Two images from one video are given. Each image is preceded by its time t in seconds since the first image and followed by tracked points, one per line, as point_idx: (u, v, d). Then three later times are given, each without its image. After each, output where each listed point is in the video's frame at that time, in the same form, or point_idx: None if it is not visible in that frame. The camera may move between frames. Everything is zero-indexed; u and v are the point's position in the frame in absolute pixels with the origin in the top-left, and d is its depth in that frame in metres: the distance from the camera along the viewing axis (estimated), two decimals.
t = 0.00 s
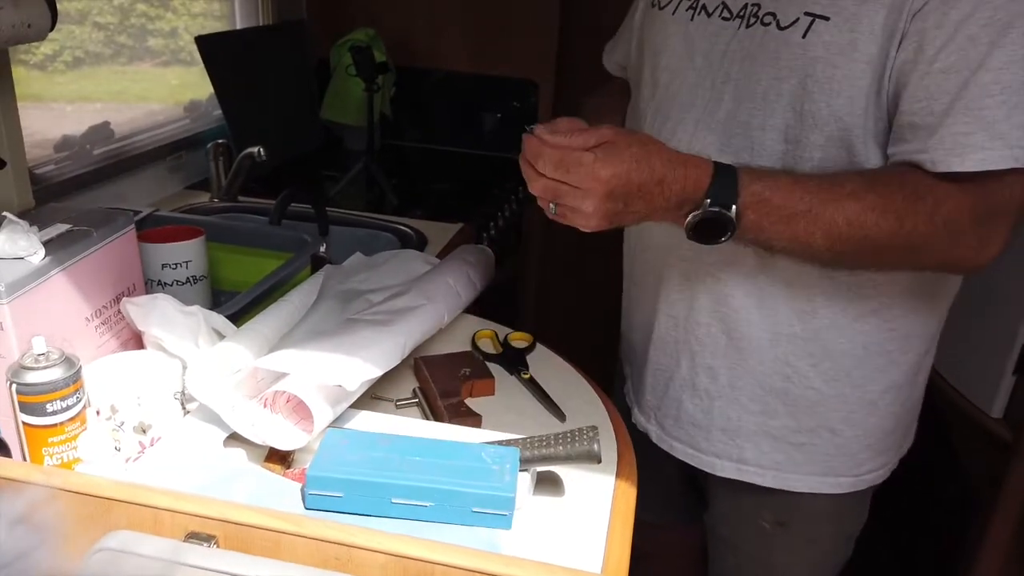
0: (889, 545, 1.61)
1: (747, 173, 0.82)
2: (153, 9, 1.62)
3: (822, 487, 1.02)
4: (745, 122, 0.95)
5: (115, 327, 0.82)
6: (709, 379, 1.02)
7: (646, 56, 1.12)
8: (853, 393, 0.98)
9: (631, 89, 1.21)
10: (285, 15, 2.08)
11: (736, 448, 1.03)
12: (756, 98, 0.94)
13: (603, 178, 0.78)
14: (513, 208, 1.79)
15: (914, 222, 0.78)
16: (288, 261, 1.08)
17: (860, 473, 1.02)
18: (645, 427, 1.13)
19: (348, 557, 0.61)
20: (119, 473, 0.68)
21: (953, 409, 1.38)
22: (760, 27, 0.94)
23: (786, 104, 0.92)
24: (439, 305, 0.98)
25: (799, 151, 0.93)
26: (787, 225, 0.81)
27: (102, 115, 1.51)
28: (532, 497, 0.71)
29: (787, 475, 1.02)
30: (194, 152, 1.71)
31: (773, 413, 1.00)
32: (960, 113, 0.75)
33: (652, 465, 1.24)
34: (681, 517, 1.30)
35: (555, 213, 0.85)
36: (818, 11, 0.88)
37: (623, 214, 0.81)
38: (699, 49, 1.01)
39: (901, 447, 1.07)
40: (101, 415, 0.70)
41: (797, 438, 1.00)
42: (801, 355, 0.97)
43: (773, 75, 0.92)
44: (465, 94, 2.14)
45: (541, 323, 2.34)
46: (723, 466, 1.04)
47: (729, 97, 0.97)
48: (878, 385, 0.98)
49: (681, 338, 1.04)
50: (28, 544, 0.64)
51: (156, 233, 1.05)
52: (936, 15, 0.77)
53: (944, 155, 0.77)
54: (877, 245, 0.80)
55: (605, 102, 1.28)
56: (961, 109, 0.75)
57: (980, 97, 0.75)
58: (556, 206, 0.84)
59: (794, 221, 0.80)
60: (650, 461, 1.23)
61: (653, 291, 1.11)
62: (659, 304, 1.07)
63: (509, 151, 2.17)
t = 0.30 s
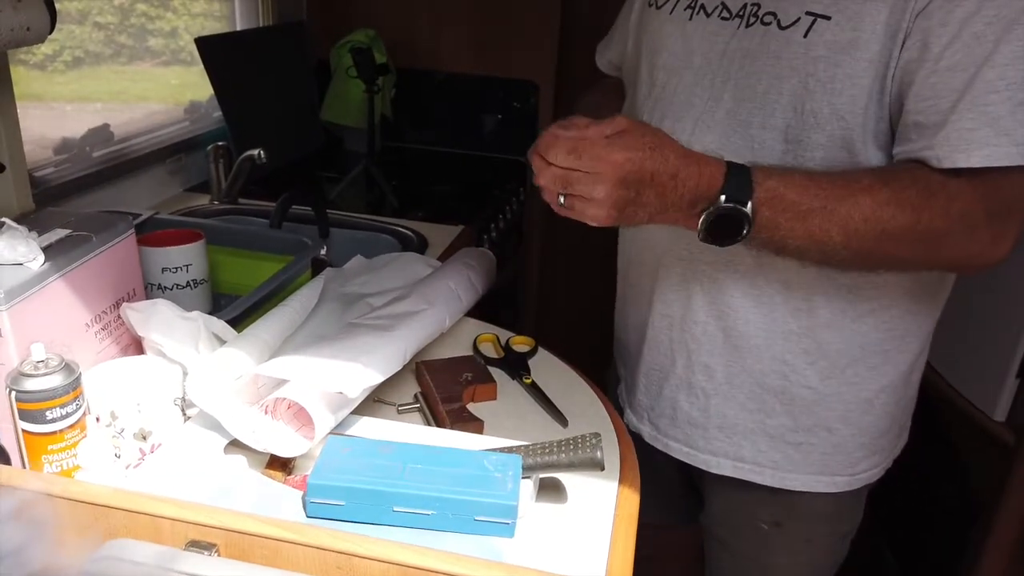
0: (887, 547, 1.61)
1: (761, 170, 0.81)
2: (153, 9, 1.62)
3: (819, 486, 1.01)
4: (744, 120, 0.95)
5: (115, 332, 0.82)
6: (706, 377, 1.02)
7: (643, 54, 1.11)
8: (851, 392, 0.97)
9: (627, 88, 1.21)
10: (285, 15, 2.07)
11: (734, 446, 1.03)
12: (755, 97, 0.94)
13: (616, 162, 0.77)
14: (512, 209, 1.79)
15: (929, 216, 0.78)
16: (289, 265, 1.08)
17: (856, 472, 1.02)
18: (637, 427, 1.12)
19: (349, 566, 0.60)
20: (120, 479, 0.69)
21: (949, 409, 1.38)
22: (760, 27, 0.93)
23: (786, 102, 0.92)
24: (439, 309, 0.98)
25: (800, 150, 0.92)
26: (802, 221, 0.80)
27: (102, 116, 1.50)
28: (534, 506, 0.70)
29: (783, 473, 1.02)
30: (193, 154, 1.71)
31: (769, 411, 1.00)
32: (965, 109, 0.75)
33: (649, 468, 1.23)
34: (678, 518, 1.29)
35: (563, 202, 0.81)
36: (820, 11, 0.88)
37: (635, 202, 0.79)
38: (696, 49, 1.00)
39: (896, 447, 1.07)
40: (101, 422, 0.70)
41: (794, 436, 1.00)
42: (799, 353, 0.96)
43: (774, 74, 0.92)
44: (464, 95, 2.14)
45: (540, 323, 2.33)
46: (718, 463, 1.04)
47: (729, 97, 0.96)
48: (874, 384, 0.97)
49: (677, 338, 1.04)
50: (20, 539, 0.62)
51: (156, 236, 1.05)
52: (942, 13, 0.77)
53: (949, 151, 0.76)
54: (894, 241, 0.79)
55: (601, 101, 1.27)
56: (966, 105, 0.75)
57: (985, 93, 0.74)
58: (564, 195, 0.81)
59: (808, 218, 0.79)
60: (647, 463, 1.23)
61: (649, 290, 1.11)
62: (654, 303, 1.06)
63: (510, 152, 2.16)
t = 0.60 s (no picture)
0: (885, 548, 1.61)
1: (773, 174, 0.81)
2: (152, 9, 1.62)
3: (814, 486, 1.02)
4: (740, 123, 0.95)
5: (116, 336, 0.82)
6: (702, 377, 1.02)
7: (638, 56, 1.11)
8: (845, 394, 0.98)
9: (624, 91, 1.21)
10: (285, 16, 2.08)
11: (729, 446, 1.03)
12: (751, 100, 0.94)
13: (617, 166, 0.77)
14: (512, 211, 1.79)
15: (946, 214, 0.78)
16: (288, 268, 1.08)
17: (850, 472, 1.02)
18: (632, 427, 1.12)
19: (349, 569, 0.61)
20: (121, 484, 0.69)
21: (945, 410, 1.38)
22: (756, 31, 0.94)
23: (782, 105, 0.92)
24: (439, 313, 0.98)
25: (796, 153, 0.92)
26: (820, 223, 0.79)
27: (102, 117, 1.50)
28: (533, 511, 0.70)
29: (779, 473, 1.02)
30: (193, 156, 1.72)
31: (764, 411, 1.00)
32: (969, 111, 0.76)
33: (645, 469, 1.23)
34: (675, 518, 1.29)
35: (577, 216, 0.83)
36: (815, 15, 0.88)
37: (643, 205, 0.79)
38: (693, 52, 1.00)
39: (890, 448, 1.07)
40: (102, 427, 0.71)
41: (789, 436, 1.00)
42: (794, 354, 0.97)
43: (770, 77, 0.92)
44: (464, 97, 2.15)
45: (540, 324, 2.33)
46: (714, 463, 1.04)
47: (725, 99, 0.96)
48: (869, 384, 0.98)
49: (672, 338, 1.04)
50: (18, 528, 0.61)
51: (157, 240, 1.05)
52: (941, 17, 0.78)
53: (953, 152, 0.77)
54: (913, 240, 0.79)
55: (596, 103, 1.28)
56: (970, 106, 0.76)
57: (988, 94, 0.75)
58: (578, 209, 0.83)
59: (827, 219, 0.79)
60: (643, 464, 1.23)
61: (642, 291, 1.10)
62: (649, 303, 1.06)
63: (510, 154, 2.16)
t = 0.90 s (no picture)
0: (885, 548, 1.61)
1: (768, 176, 0.81)
2: (152, 10, 1.62)
3: (811, 483, 1.02)
4: (740, 120, 0.95)
5: (117, 337, 0.82)
6: (701, 376, 1.02)
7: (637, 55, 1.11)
8: (842, 391, 0.98)
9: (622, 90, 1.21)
10: (285, 16, 2.08)
11: (728, 445, 1.03)
12: (752, 97, 0.94)
13: (620, 182, 0.76)
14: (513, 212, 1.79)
15: (939, 212, 0.77)
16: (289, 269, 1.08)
17: (847, 470, 1.02)
18: (633, 426, 1.12)
19: (351, 569, 0.61)
20: (122, 484, 0.69)
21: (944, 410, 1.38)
22: (756, 29, 0.94)
23: (783, 101, 0.92)
24: (440, 314, 0.98)
25: (796, 150, 0.92)
26: (816, 224, 0.79)
27: (102, 117, 1.51)
28: (534, 511, 0.70)
29: (777, 471, 1.02)
30: (193, 157, 1.71)
31: (763, 409, 1.00)
32: (962, 107, 0.76)
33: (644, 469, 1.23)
34: (674, 518, 1.29)
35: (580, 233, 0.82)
36: (815, 13, 0.88)
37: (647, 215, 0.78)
38: (692, 51, 1.00)
39: (887, 445, 1.07)
40: (103, 427, 0.71)
41: (787, 434, 1.00)
42: (793, 352, 0.97)
43: (771, 74, 0.92)
44: (464, 97, 2.15)
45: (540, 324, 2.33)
46: (712, 462, 1.04)
47: (724, 97, 0.96)
48: (865, 382, 0.98)
49: (671, 337, 1.04)
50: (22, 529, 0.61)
51: (159, 240, 1.05)
52: (938, 14, 0.78)
53: (946, 147, 0.77)
54: (907, 238, 0.79)
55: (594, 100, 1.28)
56: (963, 102, 0.76)
57: (979, 92, 0.75)
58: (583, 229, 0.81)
59: (822, 219, 0.79)
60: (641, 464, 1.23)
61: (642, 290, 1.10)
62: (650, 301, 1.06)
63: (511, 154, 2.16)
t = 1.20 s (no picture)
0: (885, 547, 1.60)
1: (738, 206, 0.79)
2: (152, 10, 1.62)
3: (800, 477, 1.02)
4: (732, 117, 0.95)
5: (116, 337, 0.82)
6: (692, 370, 1.02)
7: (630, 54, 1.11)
8: (833, 386, 0.98)
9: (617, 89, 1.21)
10: (286, 16, 2.08)
11: (719, 440, 1.03)
12: (744, 94, 0.94)
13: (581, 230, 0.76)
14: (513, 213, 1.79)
15: (911, 218, 0.76)
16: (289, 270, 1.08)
17: (837, 464, 1.02)
18: (625, 420, 1.12)
19: (350, 571, 0.61)
20: (122, 485, 0.69)
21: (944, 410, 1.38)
22: (748, 26, 0.94)
23: (774, 97, 0.92)
24: (439, 314, 0.98)
25: (787, 145, 0.92)
26: (794, 244, 0.77)
27: (102, 117, 1.51)
28: (534, 511, 0.71)
29: (768, 464, 1.02)
30: (194, 157, 1.71)
31: (754, 404, 1.00)
32: (952, 103, 0.74)
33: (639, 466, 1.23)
34: (667, 514, 1.30)
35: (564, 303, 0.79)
36: (807, 10, 0.89)
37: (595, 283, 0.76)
38: (685, 50, 1.00)
39: (878, 441, 1.07)
40: (102, 428, 0.71)
41: (777, 428, 1.00)
42: (785, 347, 0.96)
43: (763, 70, 0.92)
44: (464, 97, 2.14)
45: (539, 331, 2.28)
46: (704, 457, 1.04)
47: (717, 94, 0.96)
48: (855, 378, 0.97)
49: (665, 332, 1.04)
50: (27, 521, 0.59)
51: (159, 241, 1.05)
52: (921, 9, 0.77)
53: (939, 147, 0.75)
54: (884, 250, 0.77)
55: (590, 101, 1.28)
56: (952, 99, 0.74)
57: (965, 87, 0.74)
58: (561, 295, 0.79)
59: (799, 238, 0.77)
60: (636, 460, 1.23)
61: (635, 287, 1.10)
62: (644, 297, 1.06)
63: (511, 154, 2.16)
